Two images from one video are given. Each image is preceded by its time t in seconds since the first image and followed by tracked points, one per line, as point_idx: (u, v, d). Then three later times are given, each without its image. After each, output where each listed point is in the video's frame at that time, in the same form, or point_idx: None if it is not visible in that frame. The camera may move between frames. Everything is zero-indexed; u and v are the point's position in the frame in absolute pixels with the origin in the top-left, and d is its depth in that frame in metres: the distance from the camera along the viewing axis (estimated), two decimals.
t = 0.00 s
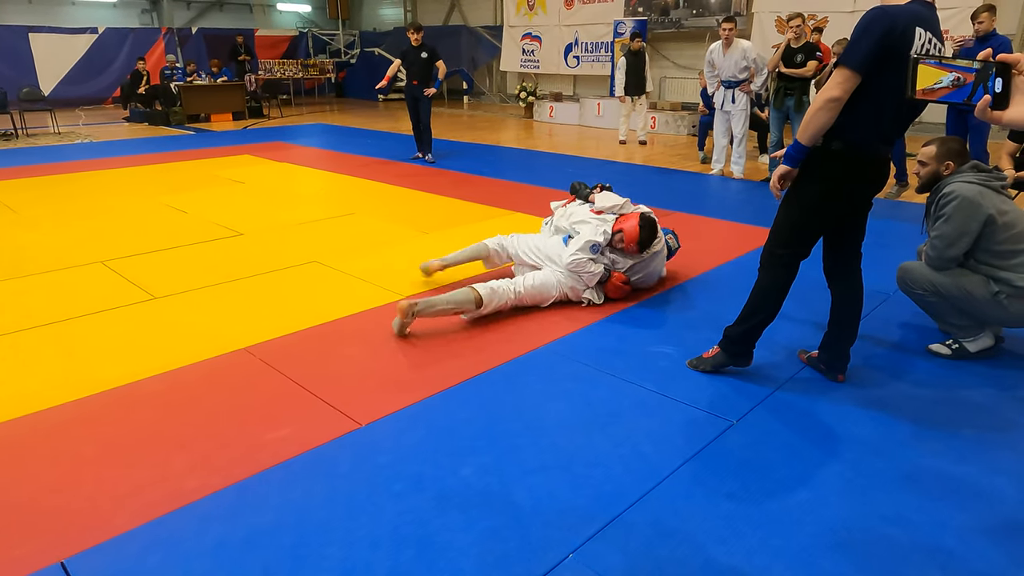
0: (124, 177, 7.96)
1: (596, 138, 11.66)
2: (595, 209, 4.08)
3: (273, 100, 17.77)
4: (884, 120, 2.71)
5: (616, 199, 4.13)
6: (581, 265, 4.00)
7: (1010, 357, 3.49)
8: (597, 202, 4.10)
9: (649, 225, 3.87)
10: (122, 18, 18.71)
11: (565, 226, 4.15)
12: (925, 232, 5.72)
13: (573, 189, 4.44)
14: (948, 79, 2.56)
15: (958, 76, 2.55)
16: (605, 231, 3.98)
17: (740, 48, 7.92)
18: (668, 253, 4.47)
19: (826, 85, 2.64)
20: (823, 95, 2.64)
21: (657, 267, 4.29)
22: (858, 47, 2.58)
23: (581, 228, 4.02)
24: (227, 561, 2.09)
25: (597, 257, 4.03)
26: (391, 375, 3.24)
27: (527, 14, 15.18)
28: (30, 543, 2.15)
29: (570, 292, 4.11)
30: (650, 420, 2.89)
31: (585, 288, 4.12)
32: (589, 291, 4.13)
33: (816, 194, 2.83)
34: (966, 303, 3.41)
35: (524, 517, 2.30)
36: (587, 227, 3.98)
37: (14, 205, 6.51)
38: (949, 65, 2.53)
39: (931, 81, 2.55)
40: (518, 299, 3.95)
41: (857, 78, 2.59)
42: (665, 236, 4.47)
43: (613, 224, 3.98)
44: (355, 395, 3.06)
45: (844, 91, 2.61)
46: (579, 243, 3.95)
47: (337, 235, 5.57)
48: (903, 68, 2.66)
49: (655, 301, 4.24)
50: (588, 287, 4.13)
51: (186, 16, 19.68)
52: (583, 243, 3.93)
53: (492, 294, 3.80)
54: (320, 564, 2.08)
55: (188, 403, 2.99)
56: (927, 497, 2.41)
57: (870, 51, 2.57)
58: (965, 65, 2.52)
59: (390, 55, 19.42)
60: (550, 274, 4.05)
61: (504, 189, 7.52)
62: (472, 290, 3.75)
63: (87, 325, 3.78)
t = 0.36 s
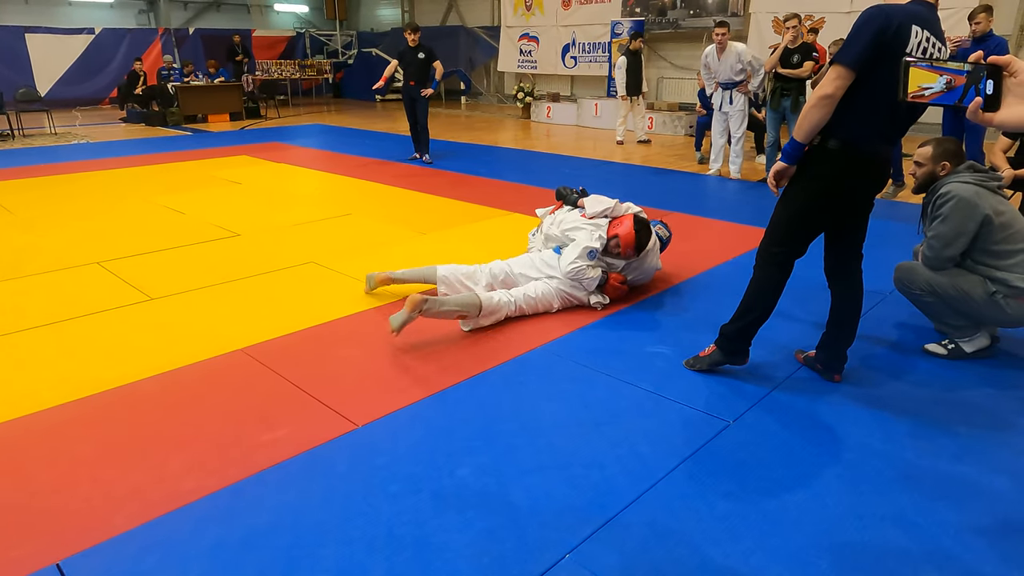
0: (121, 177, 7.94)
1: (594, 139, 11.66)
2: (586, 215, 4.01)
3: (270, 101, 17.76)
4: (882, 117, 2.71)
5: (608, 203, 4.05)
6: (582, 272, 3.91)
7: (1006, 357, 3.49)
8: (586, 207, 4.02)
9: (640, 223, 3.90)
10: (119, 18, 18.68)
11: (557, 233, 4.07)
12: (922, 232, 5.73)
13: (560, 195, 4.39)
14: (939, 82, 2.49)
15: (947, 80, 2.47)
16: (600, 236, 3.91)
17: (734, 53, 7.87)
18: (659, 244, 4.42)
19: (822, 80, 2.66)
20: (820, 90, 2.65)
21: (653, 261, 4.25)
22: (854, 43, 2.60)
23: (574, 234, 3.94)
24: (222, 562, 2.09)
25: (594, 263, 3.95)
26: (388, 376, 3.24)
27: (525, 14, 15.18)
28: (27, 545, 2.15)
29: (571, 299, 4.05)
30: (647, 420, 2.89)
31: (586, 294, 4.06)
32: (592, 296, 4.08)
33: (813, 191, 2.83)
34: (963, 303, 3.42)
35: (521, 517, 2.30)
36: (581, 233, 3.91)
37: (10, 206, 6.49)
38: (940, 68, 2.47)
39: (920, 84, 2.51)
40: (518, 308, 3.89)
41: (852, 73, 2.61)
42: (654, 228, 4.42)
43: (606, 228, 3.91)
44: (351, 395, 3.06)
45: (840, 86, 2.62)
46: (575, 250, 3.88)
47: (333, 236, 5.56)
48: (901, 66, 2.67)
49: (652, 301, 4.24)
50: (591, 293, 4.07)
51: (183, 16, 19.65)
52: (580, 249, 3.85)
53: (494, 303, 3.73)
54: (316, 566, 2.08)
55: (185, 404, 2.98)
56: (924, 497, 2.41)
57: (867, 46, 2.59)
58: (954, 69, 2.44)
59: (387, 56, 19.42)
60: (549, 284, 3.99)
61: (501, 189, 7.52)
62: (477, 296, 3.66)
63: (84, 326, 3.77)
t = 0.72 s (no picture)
0: (118, 178, 7.93)
1: (592, 139, 11.66)
2: (606, 219, 3.85)
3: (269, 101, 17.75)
4: (882, 117, 2.70)
5: (629, 209, 3.90)
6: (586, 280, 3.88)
7: (1004, 357, 3.50)
8: (609, 212, 3.86)
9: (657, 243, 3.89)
10: (117, 19, 18.68)
11: (574, 233, 3.94)
12: (920, 232, 5.73)
13: (579, 189, 4.19)
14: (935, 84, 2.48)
15: (945, 81, 2.46)
16: (617, 245, 3.81)
17: (730, 53, 7.85)
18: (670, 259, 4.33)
19: (822, 79, 2.66)
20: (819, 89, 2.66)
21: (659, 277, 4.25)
22: (854, 42, 2.60)
23: (591, 239, 3.82)
24: (221, 563, 2.08)
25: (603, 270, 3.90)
26: (387, 376, 3.24)
27: (523, 14, 15.18)
28: (26, 545, 2.14)
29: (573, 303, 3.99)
30: (646, 420, 2.89)
31: (591, 297, 4.03)
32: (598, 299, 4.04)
33: (811, 190, 2.83)
34: (962, 303, 3.42)
35: (519, 517, 2.30)
36: (599, 239, 3.79)
37: (8, 206, 6.48)
38: (937, 69, 2.46)
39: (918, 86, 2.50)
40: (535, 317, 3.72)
41: (851, 72, 2.61)
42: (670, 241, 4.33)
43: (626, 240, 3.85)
44: (350, 396, 3.06)
45: (839, 84, 2.62)
46: (588, 257, 3.80)
47: (331, 236, 5.56)
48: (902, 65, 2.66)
49: (650, 301, 4.24)
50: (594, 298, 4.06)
51: (181, 16, 19.63)
52: (592, 257, 3.78)
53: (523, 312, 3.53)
54: (314, 566, 2.08)
55: (182, 405, 2.97)
56: (922, 498, 2.41)
57: (866, 45, 2.59)
58: (951, 70, 2.43)
59: (385, 56, 19.42)
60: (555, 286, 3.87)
61: (500, 189, 7.52)
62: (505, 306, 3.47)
63: (81, 327, 3.77)
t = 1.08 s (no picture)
0: (117, 178, 7.92)
1: (591, 139, 11.66)
2: (621, 229, 3.77)
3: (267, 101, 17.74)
4: (882, 115, 2.71)
5: (648, 220, 3.82)
6: (594, 290, 3.86)
7: (1003, 356, 3.50)
8: (626, 221, 3.76)
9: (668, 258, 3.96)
10: (115, 19, 18.66)
11: (586, 239, 3.85)
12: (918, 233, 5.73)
13: (596, 188, 4.03)
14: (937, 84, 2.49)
15: (949, 83, 2.47)
16: (630, 258, 3.77)
17: (723, 56, 7.84)
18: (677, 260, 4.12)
19: (823, 75, 2.66)
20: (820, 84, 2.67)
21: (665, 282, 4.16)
22: (855, 38, 2.62)
23: (604, 248, 3.76)
24: (220, 564, 2.08)
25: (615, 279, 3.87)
26: (386, 377, 3.23)
27: (522, 14, 15.18)
28: (24, 545, 2.14)
29: (582, 310, 3.94)
30: (646, 420, 2.89)
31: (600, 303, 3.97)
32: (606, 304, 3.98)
33: (809, 187, 2.84)
34: (961, 302, 3.43)
35: (519, 517, 2.30)
36: (612, 250, 3.73)
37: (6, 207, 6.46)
38: (939, 70, 2.47)
39: (920, 87, 2.52)
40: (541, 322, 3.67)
41: (851, 68, 2.63)
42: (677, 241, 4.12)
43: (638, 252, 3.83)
44: (349, 396, 3.05)
45: (839, 80, 2.63)
46: (600, 267, 3.78)
47: (329, 237, 5.56)
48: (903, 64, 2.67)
49: (649, 302, 4.24)
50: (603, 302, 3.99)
51: (179, 16, 19.62)
52: (603, 268, 3.76)
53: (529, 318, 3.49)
54: (312, 566, 2.08)
55: (180, 405, 2.97)
56: (921, 498, 2.41)
57: (867, 41, 2.60)
58: (953, 70, 2.44)
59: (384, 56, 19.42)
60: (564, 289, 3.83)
61: (499, 189, 7.52)
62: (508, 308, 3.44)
63: (80, 327, 3.76)
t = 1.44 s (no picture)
0: (114, 179, 7.91)
1: (590, 139, 11.66)
2: (643, 242, 3.63)
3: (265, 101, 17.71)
4: (881, 114, 2.71)
5: (669, 235, 3.72)
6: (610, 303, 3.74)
7: (1000, 356, 3.51)
8: (649, 236, 3.64)
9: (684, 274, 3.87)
10: (112, 18, 18.63)
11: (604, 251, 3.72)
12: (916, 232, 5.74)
13: (618, 196, 3.79)
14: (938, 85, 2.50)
15: (950, 85, 2.48)
16: (650, 273, 3.69)
17: (715, 56, 7.84)
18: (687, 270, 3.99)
19: (823, 74, 2.66)
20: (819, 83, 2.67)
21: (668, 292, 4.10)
22: (854, 37, 2.62)
23: (626, 263, 3.63)
24: (217, 564, 2.08)
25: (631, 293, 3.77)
26: (384, 377, 3.23)
27: (519, 14, 15.18)
28: (22, 546, 2.14)
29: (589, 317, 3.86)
30: (644, 420, 2.89)
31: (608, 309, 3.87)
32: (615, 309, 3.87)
33: (809, 186, 2.84)
34: (959, 302, 3.43)
35: (517, 517, 2.30)
36: (634, 266, 3.62)
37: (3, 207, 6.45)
38: (939, 71, 2.48)
39: (922, 87, 2.52)
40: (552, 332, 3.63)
41: (851, 67, 2.63)
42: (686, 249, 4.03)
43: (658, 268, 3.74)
44: (347, 396, 3.05)
45: (839, 79, 2.63)
46: (622, 283, 3.64)
47: (327, 237, 5.56)
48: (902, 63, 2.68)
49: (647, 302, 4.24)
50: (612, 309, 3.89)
51: (176, 16, 19.58)
52: (625, 283, 3.63)
53: (544, 333, 3.43)
54: (310, 567, 2.08)
55: (178, 406, 2.97)
56: (919, 497, 2.41)
57: (866, 39, 2.61)
58: (952, 71, 2.44)
59: (381, 56, 19.40)
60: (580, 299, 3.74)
61: (497, 189, 7.51)
62: (523, 324, 3.37)
63: (77, 327, 3.76)
